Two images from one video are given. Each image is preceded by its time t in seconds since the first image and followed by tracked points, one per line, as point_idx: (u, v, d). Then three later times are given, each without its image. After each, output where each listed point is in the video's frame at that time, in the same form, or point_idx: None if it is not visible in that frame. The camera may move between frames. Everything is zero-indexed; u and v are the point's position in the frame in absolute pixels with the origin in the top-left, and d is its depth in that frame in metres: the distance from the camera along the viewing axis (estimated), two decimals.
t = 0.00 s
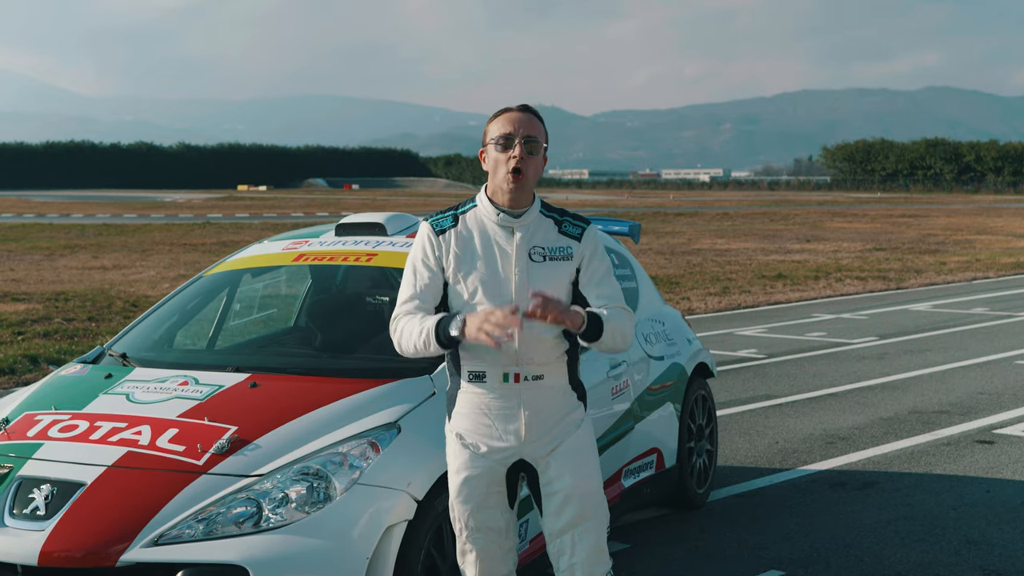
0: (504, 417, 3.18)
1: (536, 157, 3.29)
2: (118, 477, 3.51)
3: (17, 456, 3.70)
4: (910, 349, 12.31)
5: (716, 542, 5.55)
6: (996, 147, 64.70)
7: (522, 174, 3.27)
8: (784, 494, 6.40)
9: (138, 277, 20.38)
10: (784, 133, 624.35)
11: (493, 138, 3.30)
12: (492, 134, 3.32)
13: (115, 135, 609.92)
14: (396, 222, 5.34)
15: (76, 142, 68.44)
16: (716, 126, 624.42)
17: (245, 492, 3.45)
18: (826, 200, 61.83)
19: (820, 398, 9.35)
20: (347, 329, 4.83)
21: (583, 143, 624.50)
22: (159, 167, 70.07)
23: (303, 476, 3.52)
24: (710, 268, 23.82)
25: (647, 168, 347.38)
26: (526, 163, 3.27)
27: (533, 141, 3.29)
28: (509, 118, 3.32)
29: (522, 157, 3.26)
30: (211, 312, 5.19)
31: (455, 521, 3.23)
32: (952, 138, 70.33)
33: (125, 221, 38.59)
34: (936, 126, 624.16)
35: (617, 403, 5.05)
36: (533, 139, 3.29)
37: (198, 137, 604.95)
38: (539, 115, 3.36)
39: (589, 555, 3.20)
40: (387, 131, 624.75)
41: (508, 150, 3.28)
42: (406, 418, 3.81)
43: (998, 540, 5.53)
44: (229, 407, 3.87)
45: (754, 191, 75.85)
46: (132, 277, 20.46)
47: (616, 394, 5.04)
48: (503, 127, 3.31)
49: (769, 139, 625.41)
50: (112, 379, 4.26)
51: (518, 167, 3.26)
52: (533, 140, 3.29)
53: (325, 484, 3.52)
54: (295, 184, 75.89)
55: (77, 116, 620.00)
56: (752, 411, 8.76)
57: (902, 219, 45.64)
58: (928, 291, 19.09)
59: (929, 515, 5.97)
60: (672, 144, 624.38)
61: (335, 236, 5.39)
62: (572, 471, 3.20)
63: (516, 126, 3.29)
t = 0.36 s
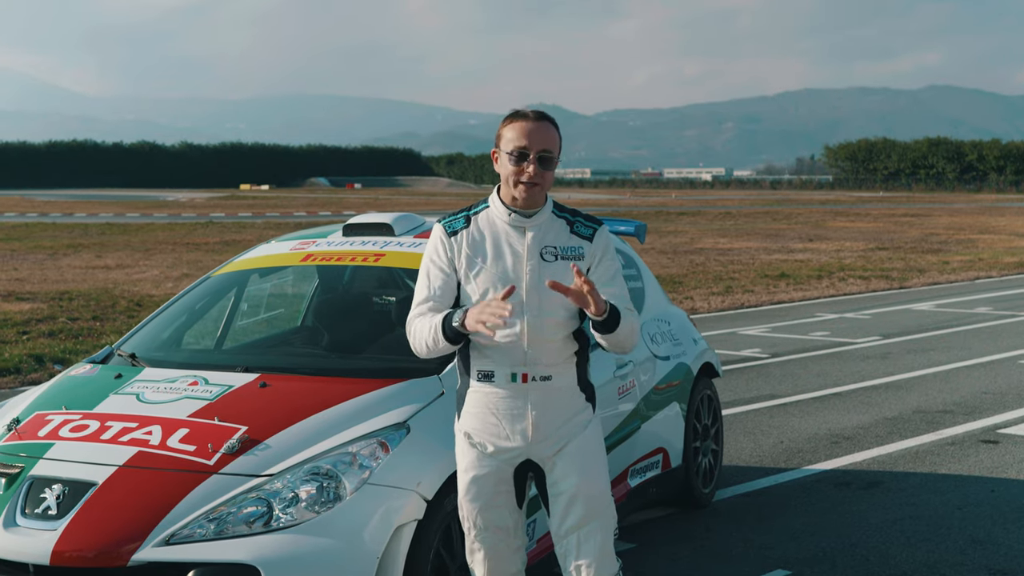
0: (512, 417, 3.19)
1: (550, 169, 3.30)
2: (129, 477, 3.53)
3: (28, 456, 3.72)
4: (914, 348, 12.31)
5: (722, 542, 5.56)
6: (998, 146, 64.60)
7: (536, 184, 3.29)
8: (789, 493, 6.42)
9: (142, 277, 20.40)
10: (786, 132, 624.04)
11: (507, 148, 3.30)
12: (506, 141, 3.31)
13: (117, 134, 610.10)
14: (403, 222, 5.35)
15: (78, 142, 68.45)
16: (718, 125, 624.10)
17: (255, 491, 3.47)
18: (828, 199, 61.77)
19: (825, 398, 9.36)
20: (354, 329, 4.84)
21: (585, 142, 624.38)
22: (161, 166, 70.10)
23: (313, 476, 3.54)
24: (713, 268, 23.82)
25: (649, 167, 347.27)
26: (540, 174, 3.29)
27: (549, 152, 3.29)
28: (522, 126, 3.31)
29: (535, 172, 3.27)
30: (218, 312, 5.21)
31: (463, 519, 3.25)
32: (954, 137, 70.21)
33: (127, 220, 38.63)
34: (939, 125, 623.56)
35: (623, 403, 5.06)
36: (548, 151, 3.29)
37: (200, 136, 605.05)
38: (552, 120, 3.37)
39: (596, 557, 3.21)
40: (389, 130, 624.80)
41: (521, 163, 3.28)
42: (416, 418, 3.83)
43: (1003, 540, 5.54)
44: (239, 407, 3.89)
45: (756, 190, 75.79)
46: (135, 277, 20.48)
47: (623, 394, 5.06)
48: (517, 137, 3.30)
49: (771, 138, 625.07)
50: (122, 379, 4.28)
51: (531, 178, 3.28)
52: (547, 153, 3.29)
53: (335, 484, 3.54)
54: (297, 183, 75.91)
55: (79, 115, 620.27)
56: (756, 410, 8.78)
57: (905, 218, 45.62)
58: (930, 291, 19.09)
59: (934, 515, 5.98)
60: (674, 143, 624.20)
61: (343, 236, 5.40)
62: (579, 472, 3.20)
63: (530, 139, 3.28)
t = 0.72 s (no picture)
0: (519, 412, 3.20)
1: (556, 159, 3.30)
2: (135, 469, 3.54)
3: (34, 448, 3.73)
4: (918, 346, 12.31)
5: (725, 537, 5.57)
6: (1002, 143, 64.48)
7: (540, 171, 3.29)
8: (793, 489, 6.42)
9: (146, 272, 20.45)
10: (790, 129, 623.33)
11: (515, 135, 3.32)
12: (514, 130, 3.34)
13: (121, 130, 610.56)
14: (409, 218, 5.36)
15: (82, 138, 68.57)
16: (722, 122, 623.51)
17: (262, 485, 3.47)
18: (833, 197, 61.70)
19: (829, 395, 9.36)
20: (359, 324, 4.85)
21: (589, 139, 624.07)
22: (165, 162, 70.18)
23: (320, 470, 3.54)
24: (716, 265, 23.86)
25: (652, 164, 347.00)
26: (547, 166, 3.30)
27: (558, 143, 3.30)
28: (531, 116, 3.33)
29: (540, 159, 3.28)
30: (225, 307, 5.21)
31: (470, 514, 3.24)
32: (959, 135, 70.07)
33: (132, 216, 38.71)
34: (943, 123, 622.50)
35: (628, 399, 5.07)
36: (554, 140, 3.30)
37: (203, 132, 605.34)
38: (561, 114, 3.38)
39: (601, 552, 3.21)
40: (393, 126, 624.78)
41: (527, 151, 3.30)
42: (422, 413, 3.83)
43: (1008, 537, 5.54)
44: (245, 400, 3.89)
45: (759, 188, 75.78)
46: (140, 272, 20.53)
47: (628, 390, 5.06)
48: (525, 125, 3.33)
49: (775, 135, 624.41)
50: (128, 373, 4.28)
51: (535, 166, 3.28)
52: (555, 142, 3.29)
53: (340, 478, 3.54)
54: (300, 179, 75.94)
55: (83, 111, 620.71)
56: (760, 407, 8.78)
57: (909, 215, 45.57)
58: (935, 289, 19.08)
59: (938, 512, 5.98)
60: (677, 140, 623.82)
61: (349, 231, 5.41)
62: (585, 466, 3.20)
63: (538, 127, 3.30)
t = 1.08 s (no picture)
0: (515, 404, 3.19)
1: (555, 153, 3.28)
2: (131, 460, 3.53)
3: (31, 439, 3.72)
4: (919, 345, 12.29)
5: (724, 534, 5.56)
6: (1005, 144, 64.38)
7: (539, 166, 3.27)
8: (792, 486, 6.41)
9: (148, 268, 20.45)
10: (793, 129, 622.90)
11: (513, 129, 3.30)
12: (513, 123, 3.32)
13: (125, 126, 610.85)
14: (409, 211, 5.35)
15: (85, 134, 68.52)
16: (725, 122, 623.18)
17: (257, 477, 3.47)
18: (835, 196, 61.64)
19: (829, 393, 9.34)
20: (358, 318, 4.83)
21: (592, 138, 623.81)
22: (168, 159, 70.18)
23: (316, 462, 3.53)
24: (718, 263, 23.81)
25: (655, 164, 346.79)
26: (547, 161, 3.28)
27: (557, 138, 3.28)
28: (531, 109, 3.31)
29: (539, 154, 3.26)
30: (224, 300, 5.21)
31: (467, 507, 3.24)
32: (962, 135, 69.99)
33: (135, 212, 38.71)
34: (946, 123, 621.87)
35: (627, 394, 5.06)
36: (555, 135, 3.28)
37: (206, 129, 605.49)
38: (562, 107, 3.36)
39: (597, 544, 3.21)
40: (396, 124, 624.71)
41: (525, 145, 3.28)
42: (418, 406, 3.83)
43: (1007, 535, 5.53)
44: (242, 393, 3.89)
45: (762, 187, 75.76)
46: (141, 268, 20.50)
47: (626, 385, 5.05)
48: (524, 119, 3.31)
49: (778, 135, 624.22)
50: (125, 365, 4.28)
51: (535, 161, 3.27)
52: (554, 137, 3.28)
53: (337, 470, 3.53)
54: (304, 176, 75.92)
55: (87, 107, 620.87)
56: (760, 404, 8.77)
57: (912, 215, 45.55)
58: (936, 288, 19.05)
59: (938, 509, 5.96)
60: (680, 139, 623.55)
61: (348, 225, 5.40)
62: (581, 459, 3.20)
63: (536, 121, 3.29)
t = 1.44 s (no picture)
0: (505, 399, 3.18)
1: (547, 146, 3.28)
2: (121, 455, 3.53)
3: (21, 433, 3.72)
4: (916, 344, 12.28)
5: (718, 531, 5.55)
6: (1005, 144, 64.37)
7: (531, 158, 3.27)
8: (787, 484, 6.40)
9: (147, 265, 20.47)
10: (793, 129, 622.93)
11: (505, 123, 3.29)
12: (505, 117, 3.31)
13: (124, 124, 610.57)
14: (403, 207, 5.35)
15: (85, 132, 68.45)
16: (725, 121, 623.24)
17: (247, 471, 3.46)
18: (835, 196, 61.66)
19: (825, 391, 9.34)
20: (352, 314, 4.83)
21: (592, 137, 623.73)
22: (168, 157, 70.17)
23: (306, 457, 3.53)
24: (717, 262, 23.81)
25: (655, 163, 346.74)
26: (539, 152, 3.28)
27: (549, 130, 3.27)
28: (524, 103, 3.30)
29: (530, 146, 3.26)
30: (218, 296, 5.20)
31: (457, 502, 3.23)
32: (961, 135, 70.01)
33: (134, 209, 38.68)
34: (946, 124, 621.98)
35: (621, 391, 5.05)
36: (546, 127, 3.27)
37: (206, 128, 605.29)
38: (555, 100, 3.35)
39: (587, 540, 3.20)
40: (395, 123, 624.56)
41: (517, 138, 3.27)
42: (410, 401, 3.82)
43: (1001, 533, 5.53)
44: (234, 387, 3.88)
45: (761, 187, 75.75)
46: (140, 265, 20.48)
47: (620, 382, 5.04)
48: (516, 112, 3.30)
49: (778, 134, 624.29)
50: (117, 359, 4.28)
51: (525, 153, 3.26)
52: (545, 129, 3.27)
53: (327, 465, 3.53)
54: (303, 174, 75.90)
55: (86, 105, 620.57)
56: (756, 403, 8.76)
57: (911, 215, 45.54)
58: (935, 287, 19.05)
59: (933, 507, 5.96)
60: (680, 138, 623.67)
61: (342, 221, 5.40)
62: (572, 454, 3.19)
63: (528, 114, 3.28)
